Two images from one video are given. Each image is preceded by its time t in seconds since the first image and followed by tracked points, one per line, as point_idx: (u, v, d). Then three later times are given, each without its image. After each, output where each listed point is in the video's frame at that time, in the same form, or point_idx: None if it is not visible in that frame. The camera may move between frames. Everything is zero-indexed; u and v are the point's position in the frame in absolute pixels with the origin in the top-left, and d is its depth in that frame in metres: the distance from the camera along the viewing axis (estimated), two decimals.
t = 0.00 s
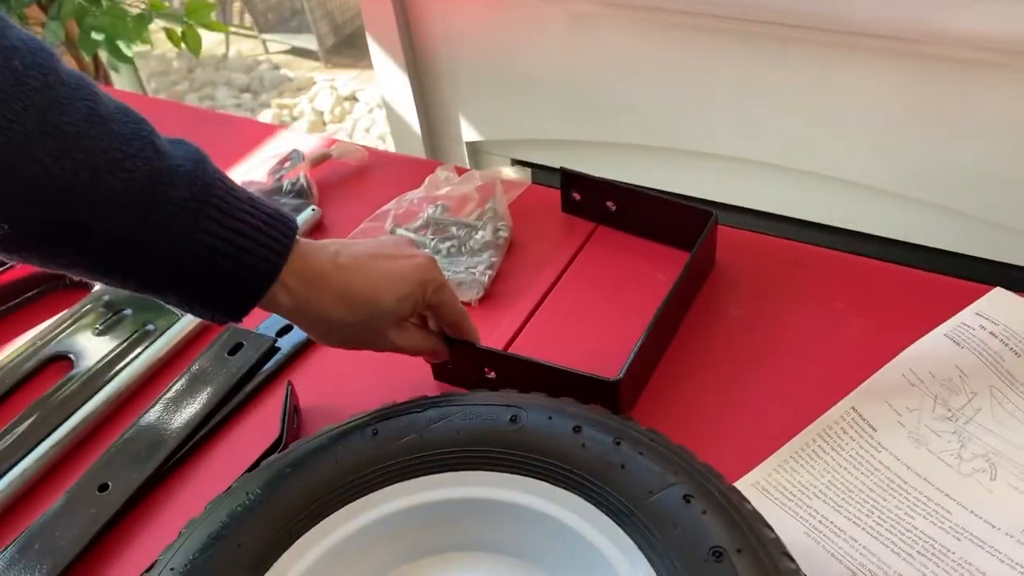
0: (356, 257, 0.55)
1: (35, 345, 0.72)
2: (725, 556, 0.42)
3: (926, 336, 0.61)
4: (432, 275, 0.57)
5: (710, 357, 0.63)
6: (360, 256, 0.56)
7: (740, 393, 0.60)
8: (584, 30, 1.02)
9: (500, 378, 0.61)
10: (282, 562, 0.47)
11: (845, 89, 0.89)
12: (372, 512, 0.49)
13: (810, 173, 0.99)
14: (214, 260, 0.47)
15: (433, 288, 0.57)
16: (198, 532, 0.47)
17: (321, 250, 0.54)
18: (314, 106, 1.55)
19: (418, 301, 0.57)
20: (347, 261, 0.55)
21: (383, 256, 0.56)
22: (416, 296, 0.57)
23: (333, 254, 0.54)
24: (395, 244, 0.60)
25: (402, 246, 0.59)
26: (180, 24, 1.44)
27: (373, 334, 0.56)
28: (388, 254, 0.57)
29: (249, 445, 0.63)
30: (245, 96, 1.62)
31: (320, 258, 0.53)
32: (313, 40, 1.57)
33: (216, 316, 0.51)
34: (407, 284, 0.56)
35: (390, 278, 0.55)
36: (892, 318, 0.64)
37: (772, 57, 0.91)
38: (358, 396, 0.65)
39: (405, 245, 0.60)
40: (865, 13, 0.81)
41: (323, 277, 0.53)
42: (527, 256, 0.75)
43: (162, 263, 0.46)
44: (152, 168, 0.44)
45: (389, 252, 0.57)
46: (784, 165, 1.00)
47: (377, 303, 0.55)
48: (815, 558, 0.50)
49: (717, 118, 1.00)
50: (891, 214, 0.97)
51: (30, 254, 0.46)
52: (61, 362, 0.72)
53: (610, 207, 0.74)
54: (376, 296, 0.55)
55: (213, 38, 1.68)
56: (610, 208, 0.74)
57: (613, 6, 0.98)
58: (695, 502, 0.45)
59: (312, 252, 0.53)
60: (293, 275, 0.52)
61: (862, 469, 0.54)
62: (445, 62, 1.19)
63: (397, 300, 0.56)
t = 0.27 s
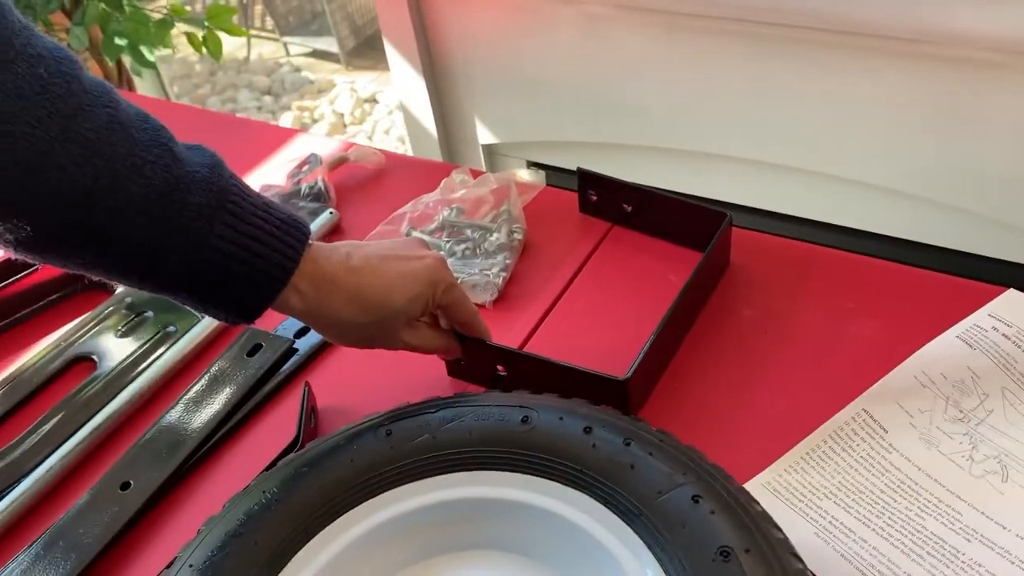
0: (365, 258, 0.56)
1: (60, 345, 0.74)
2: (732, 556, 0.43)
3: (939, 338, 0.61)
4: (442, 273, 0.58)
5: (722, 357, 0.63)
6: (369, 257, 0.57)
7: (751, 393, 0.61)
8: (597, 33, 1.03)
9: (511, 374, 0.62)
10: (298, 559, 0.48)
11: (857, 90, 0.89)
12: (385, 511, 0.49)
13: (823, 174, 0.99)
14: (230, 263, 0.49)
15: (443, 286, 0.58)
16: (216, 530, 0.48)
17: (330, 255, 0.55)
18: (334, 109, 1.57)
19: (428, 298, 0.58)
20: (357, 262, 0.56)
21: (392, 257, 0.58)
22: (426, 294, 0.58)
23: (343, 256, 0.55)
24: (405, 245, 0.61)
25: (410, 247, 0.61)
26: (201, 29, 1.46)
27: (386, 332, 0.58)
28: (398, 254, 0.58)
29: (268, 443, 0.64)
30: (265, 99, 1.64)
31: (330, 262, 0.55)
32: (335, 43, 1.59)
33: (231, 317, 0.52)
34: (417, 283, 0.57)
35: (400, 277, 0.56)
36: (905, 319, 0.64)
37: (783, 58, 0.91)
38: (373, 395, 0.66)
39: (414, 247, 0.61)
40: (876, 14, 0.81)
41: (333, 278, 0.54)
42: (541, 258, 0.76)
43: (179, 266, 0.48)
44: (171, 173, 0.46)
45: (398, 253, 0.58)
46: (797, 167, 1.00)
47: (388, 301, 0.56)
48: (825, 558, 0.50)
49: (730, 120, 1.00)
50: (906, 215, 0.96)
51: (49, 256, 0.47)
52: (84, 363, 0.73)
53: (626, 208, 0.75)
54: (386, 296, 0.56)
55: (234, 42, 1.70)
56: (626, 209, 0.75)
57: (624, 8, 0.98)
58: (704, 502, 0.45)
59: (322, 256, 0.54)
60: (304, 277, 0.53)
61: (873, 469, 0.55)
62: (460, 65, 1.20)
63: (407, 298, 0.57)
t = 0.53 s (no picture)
0: (358, 219, 0.51)
1: (88, 336, 0.77)
2: (731, 524, 0.45)
3: (936, 322, 0.63)
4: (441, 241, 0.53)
5: (726, 342, 0.66)
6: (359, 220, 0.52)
7: (753, 377, 0.63)
8: (605, 32, 1.05)
9: (521, 360, 0.64)
10: (319, 530, 0.50)
11: (860, 86, 0.91)
12: (399, 486, 0.52)
13: (829, 168, 1.01)
14: (204, 219, 0.47)
15: (440, 252, 0.52)
16: (238, 505, 0.51)
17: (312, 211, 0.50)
18: (350, 113, 1.60)
19: (427, 263, 0.52)
20: (345, 222, 0.51)
21: (385, 223, 0.52)
22: (423, 260, 0.51)
23: (331, 215, 0.50)
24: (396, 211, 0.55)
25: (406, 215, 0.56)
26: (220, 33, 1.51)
27: (371, 299, 0.50)
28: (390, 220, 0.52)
29: (289, 427, 0.67)
30: (282, 103, 1.67)
31: (316, 217, 0.50)
32: (350, 47, 1.62)
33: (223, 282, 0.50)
34: (412, 247, 0.51)
35: (393, 240, 0.51)
36: (904, 306, 0.66)
37: (787, 55, 0.94)
38: (389, 381, 0.69)
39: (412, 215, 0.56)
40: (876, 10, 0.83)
41: (320, 237, 0.49)
42: (552, 250, 0.78)
43: (154, 229, 0.47)
44: (129, 133, 0.46)
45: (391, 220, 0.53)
46: (803, 161, 1.02)
47: (376, 263, 0.50)
48: (823, 532, 0.53)
49: (737, 116, 1.02)
50: (911, 209, 0.98)
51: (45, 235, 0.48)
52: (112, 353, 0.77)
53: (633, 201, 0.77)
54: (375, 257, 0.50)
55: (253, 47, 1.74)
56: (633, 202, 0.77)
57: (631, 8, 1.01)
58: (704, 475, 0.48)
59: (311, 213, 0.50)
60: (292, 237, 0.49)
61: (871, 449, 0.57)
62: (473, 65, 1.22)
63: (400, 262, 0.50)
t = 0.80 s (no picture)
0: (203, 267, 0.41)
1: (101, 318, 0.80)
2: (709, 466, 0.48)
3: (908, 288, 0.67)
4: (308, 311, 0.41)
5: (710, 313, 0.69)
6: (202, 270, 0.41)
7: (736, 342, 0.67)
8: (597, 22, 1.09)
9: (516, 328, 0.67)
10: (325, 479, 0.53)
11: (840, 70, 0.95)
12: (401, 438, 0.55)
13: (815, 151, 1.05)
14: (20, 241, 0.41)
15: (300, 324, 0.40)
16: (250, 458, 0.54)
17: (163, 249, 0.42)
18: (350, 115, 1.62)
19: (274, 342, 0.40)
20: (181, 269, 0.40)
21: (239, 280, 0.41)
22: (269, 336, 0.39)
23: (173, 260, 0.41)
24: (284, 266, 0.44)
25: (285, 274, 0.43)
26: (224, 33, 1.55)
27: (179, 376, 0.38)
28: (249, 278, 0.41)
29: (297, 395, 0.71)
30: (284, 105, 1.69)
31: (150, 256, 0.41)
32: (351, 51, 1.68)
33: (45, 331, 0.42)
34: (259, 316, 0.39)
35: (236, 304, 0.39)
36: (879, 276, 0.69)
37: (771, 42, 0.98)
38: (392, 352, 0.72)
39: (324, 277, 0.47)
40: None
41: (136, 284, 0.39)
42: (545, 231, 0.82)
43: None
44: None
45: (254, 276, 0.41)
46: (791, 144, 1.06)
47: (199, 328, 0.38)
48: (799, 480, 0.57)
49: (725, 103, 1.06)
50: (897, 187, 1.02)
51: None
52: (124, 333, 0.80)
53: (623, 182, 0.81)
54: (194, 323, 0.38)
55: (256, 50, 1.78)
56: (623, 183, 0.81)
57: None
58: (684, 422, 0.51)
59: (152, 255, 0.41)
60: (102, 279, 0.39)
61: (846, 404, 0.60)
62: (471, 59, 1.27)
63: (233, 333, 0.38)
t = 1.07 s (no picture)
0: (87, 353, 0.47)
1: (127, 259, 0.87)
2: (677, 337, 0.56)
3: (852, 207, 0.76)
4: (168, 408, 0.45)
5: (680, 236, 0.78)
6: (85, 359, 0.46)
7: (703, 258, 0.75)
8: None
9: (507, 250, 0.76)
10: (348, 368, 0.61)
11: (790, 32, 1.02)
12: (412, 334, 0.63)
13: (769, 109, 1.11)
14: None
15: (157, 419, 0.45)
16: (283, 354, 0.62)
17: (59, 321, 0.48)
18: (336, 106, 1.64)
19: (123, 437, 0.44)
20: (63, 350, 0.46)
21: (118, 372, 0.46)
22: (118, 428, 0.44)
23: (63, 339, 0.47)
24: (171, 362, 0.49)
25: (170, 374, 0.48)
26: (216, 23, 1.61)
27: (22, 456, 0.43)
28: (127, 371, 0.46)
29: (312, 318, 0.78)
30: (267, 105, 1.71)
31: (46, 332, 0.47)
32: (329, 52, 1.73)
33: None
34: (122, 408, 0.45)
35: (99, 395, 0.45)
36: (826, 200, 0.79)
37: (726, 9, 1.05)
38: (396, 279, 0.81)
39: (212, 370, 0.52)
40: None
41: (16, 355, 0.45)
42: (530, 175, 0.90)
43: None
44: None
45: (136, 369, 0.47)
46: (747, 103, 1.13)
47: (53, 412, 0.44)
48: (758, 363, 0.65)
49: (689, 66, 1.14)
50: (849, 140, 1.08)
51: None
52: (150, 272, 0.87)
53: (599, 130, 0.90)
54: (51, 406, 0.44)
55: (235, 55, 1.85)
56: (599, 131, 0.89)
57: None
58: (655, 307, 0.59)
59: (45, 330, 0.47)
60: None
61: (798, 303, 0.69)
62: (456, 31, 1.35)
63: (84, 422, 0.44)
